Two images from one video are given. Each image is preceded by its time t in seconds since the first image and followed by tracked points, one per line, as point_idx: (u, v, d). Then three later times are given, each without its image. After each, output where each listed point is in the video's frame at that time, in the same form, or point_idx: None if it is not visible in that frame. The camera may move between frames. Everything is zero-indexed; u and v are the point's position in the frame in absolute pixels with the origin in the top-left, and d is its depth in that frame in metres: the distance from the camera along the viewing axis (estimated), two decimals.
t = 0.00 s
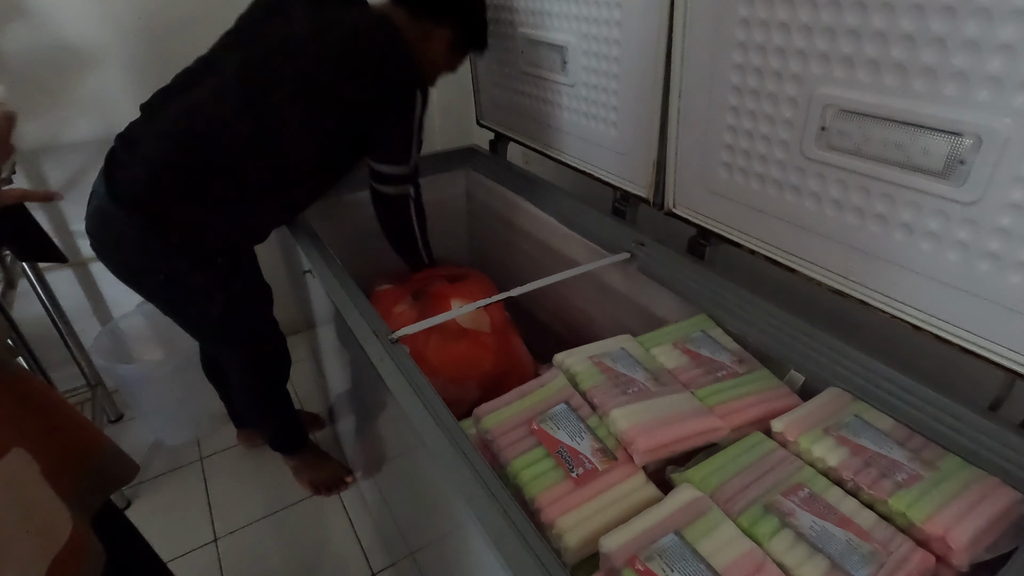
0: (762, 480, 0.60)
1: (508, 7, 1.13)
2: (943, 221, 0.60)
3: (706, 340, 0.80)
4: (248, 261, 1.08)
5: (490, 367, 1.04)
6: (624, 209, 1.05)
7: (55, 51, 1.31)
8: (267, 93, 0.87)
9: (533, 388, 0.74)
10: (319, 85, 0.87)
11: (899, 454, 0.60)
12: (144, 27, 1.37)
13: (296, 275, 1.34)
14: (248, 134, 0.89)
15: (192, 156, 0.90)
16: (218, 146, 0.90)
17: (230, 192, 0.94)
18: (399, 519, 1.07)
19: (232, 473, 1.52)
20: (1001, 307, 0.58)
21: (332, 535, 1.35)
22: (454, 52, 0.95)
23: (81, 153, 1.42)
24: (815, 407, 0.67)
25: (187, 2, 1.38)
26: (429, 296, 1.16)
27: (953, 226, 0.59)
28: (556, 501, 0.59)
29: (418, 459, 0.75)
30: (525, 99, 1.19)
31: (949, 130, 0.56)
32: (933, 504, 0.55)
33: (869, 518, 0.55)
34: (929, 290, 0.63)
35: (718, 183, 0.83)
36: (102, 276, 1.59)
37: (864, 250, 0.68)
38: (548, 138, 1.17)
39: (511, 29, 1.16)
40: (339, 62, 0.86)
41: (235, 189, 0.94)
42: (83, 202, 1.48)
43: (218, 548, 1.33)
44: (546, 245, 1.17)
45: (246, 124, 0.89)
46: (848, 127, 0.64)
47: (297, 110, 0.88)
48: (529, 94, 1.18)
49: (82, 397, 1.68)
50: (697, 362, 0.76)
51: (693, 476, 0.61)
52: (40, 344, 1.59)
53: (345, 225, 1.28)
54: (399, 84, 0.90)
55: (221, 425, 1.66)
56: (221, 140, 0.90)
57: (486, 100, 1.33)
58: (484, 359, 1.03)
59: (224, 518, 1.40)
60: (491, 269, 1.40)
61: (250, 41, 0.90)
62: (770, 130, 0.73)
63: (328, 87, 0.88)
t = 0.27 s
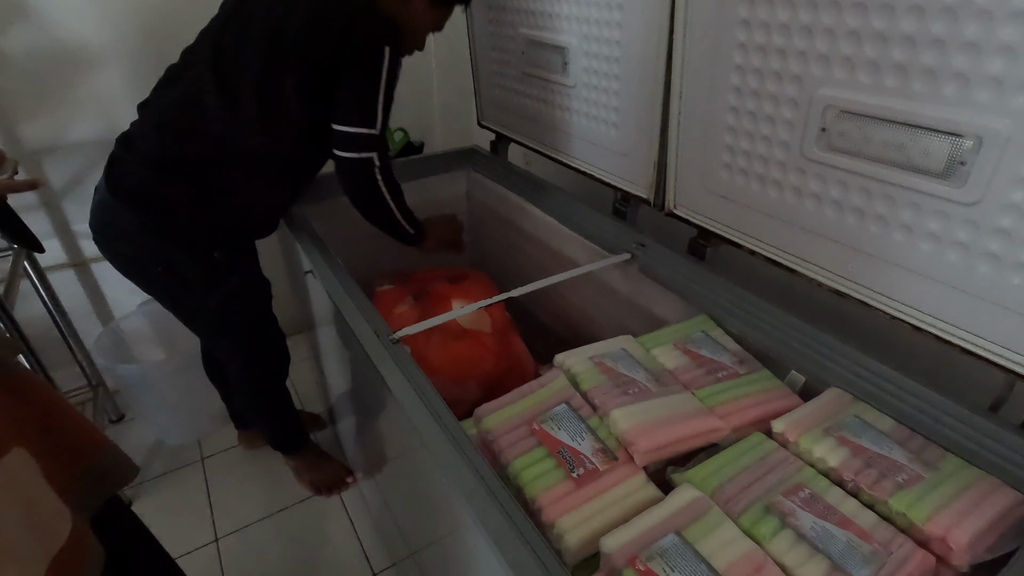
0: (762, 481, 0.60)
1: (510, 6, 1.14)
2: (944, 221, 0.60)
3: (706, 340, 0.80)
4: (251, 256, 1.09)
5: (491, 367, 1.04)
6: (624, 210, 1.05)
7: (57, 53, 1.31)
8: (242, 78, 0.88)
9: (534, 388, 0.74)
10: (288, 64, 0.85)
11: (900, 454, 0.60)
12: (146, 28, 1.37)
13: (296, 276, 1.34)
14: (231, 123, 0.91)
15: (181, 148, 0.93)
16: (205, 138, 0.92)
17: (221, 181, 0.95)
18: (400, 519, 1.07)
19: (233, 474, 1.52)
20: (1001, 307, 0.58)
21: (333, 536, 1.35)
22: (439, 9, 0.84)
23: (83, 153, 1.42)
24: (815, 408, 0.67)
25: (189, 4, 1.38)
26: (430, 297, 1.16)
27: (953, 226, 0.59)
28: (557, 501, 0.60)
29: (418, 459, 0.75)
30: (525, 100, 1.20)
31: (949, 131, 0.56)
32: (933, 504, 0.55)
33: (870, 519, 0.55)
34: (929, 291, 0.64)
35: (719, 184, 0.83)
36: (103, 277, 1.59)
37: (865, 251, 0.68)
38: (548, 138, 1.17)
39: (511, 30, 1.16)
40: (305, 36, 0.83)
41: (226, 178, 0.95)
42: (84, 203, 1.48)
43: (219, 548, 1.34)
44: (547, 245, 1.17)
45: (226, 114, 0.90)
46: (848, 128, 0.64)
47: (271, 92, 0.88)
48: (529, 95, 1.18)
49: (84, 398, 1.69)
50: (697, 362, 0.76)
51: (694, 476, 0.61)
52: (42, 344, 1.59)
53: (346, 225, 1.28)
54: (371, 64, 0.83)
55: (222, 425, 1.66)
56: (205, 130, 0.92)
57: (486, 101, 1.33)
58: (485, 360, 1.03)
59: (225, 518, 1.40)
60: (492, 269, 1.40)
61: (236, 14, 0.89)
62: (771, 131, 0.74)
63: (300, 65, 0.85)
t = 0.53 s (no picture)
0: (764, 481, 0.60)
1: (512, 7, 1.14)
2: (944, 223, 0.60)
3: (707, 342, 0.80)
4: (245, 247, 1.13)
5: (492, 368, 1.04)
6: (625, 211, 1.06)
7: (60, 54, 1.32)
8: (217, 82, 0.88)
9: (535, 389, 0.74)
10: (260, 65, 0.84)
11: (900, 455, 0.60)
12: (148, 28, 1.37)
13: (298, 276, 1.35)
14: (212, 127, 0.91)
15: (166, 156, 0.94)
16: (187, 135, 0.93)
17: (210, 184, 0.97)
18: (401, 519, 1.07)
19: (235, 473, 1.52)
20: (1002, 309, 0.58)
21: (334, 536, 1.35)
22: None
23: (85, 154, 1.42)
24: (816, 409, 0.67)
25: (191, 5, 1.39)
26: (432, 297, 1.16)
27: (954, 228, 0.60)
28: (558, 502, 0.60)
29: (419, 459, 0.76)
30: (527, 101, 1.20)
31: (950, 133, 0.56)
32: (934, 506, 0.55)
33: (871, 520, 0.55)
34: (931, 292, 0.64)
35: (720, 185, 0.84)
36: (105, 277, 1.59)
37: (865, 252, 0.68)
38: (549, 139, 1.17)
39: (513, 31, 1.16)
40: (274, 35, 0.82)
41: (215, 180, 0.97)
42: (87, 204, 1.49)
43: (221, 548, 1.34)
44: (548, 246, 1.17)
45: (206, 118, 0.91)
46: (849, 130, 0.65)
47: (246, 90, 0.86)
48: (531, 96, 1.18)
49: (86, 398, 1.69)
50: (698, 363, 0.77)
51: (694, 477, 0.61)
52: (45, 344, 1.59)
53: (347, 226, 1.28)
54: (341, 51, 0.80)
55: (224, 425, 1.66)
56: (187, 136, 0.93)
57: (488, 101, 1.34)
58: (486, 360, 1.03)
59: (226, 519, 1.41)
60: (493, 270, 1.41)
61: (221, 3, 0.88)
62: (772, 133, 0.74)
63: (275, 60, 0.83)
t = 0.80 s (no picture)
0: (766, 483, 0.60)
1: (513, 10, 1.15)
2: (946, 226, 0.60)
3: (709, 343, 0.80)
4: (246, 249, 1.11)
5: (494, 369, 1.04)
6: (627, 213, 1.06)
7: (65, 56, 1.32)
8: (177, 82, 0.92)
9: (538, 390, 0.74)
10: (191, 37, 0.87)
11: (902, 457, 0.61)
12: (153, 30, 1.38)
13: (300, 278, 1.35)
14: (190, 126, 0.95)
15: (149, 157, 0.98)
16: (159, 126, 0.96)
17: (192, 175, 0.99)
18: (403, 519, 1.08)
19: (237, 474, 1.52)
20: (1003, 311, 0.59)
21: (336, 537, 1.35)
22: None
23: (89, 155, 1.43)
24: (818, 411, 0.67)
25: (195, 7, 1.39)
26: (434, 298, 1.17)
27: (955, 231, 0.60)
28: (561, 503, 0.60)
29: (421, 460, 0.76)
30: (529, 103, 1.20)
31: (951, 136, 0.57)
32: (935, 507, 0.55)
33: (872, 521, 0.55)
34: (932, 294, 0.64)
35: (722, 187, 0.84)
36: (109, 278, 1.60)
37: (866, 254, 0.68)
38: (551, 141, 1.18)
39: (514, 33, 1.17)
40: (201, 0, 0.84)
41: (196, 170, 0.99)
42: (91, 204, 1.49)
43: (223, 549, 1.34)
44: (550, 248, 1.18)
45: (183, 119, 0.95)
46: (851, 133, 0.65)
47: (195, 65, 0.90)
48: (532, 98, 1.19)
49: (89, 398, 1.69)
50: (700, 365, 0.77)
51: (697, 479, 0.61)
52: (48, 345, 1.60)
53: (349, 228, 1.28)
54: None
55: (226, 426, 1.66)
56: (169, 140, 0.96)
57: (489, 104, 1.34)
58: (488, 361, 1.03)
59: (228, 519, 1.41)
60: (495, 271, 1.41)
61: None
62: (773, 135, 0.74)
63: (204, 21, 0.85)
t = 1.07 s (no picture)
0: (768, 484, 0.60)
1: (515, 11, 1.15)
2: (947, 228, 0.60)
3: (710, 345, 0.80)
4: (246, 243, 1.10)
5: (496, 370, 1.05)
6: (629, 214, 1.06)
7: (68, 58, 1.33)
8: (148, 80, 0.95)
9: (539, 392, 0.75)
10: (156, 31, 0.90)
11: (904, 459, 0.61)
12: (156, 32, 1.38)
13: (302, 279, 1.35)
14: (167, 119, 0.96)
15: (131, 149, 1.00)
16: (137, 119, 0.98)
17: (171, 162, 0.99)
18: (405, 520, 1.08)
19: (239, 475, 1.53)
20: (1005, 313, 0.59)
21: (338, 538, 1.35)
22: None
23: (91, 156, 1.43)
24: (820, 412, 0.67)
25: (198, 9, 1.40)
26: (436, 300, 1.17)
27: (957, 233, 0.60)
28: (563, 503, 0.60)
29: (423, 461, 0.76)
30: (530, 105, 1.21)
31: (953, 139, 0.57)
32: (937, 509, 0.55)
33: (875, 523, 0.56)
34: (933, 296, 0.64)
35: (723, 189, 0.84)
36: (111, 279, 1.60)
37: (868, 256, 0.69)
38: (552, 143, 1.18)
39: (516, 35, 1.17)
40: None
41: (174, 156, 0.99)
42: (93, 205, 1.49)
43: (225, 549, 1.34)
44: (551, 249, 1.18)
45: (160, 113, 0.96)
46: (853, 135, 0.65)
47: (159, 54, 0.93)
48: (534, 99, 1.19)
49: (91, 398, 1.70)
50: (702, 366, 0.77)
51: (699, 480, 0.61)
52: (51, 345, 1.60)
53: (351, 229, 1.28)
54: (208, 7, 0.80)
55: (228, 427, 1.67)
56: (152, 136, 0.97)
57: (491, 105, 1.34)
58: (489, 362, 1.04)
59: (230, 520, 1.41)
60: (496, 272, 1.41)
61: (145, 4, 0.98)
62: (775, 138, 0.74)
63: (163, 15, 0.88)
